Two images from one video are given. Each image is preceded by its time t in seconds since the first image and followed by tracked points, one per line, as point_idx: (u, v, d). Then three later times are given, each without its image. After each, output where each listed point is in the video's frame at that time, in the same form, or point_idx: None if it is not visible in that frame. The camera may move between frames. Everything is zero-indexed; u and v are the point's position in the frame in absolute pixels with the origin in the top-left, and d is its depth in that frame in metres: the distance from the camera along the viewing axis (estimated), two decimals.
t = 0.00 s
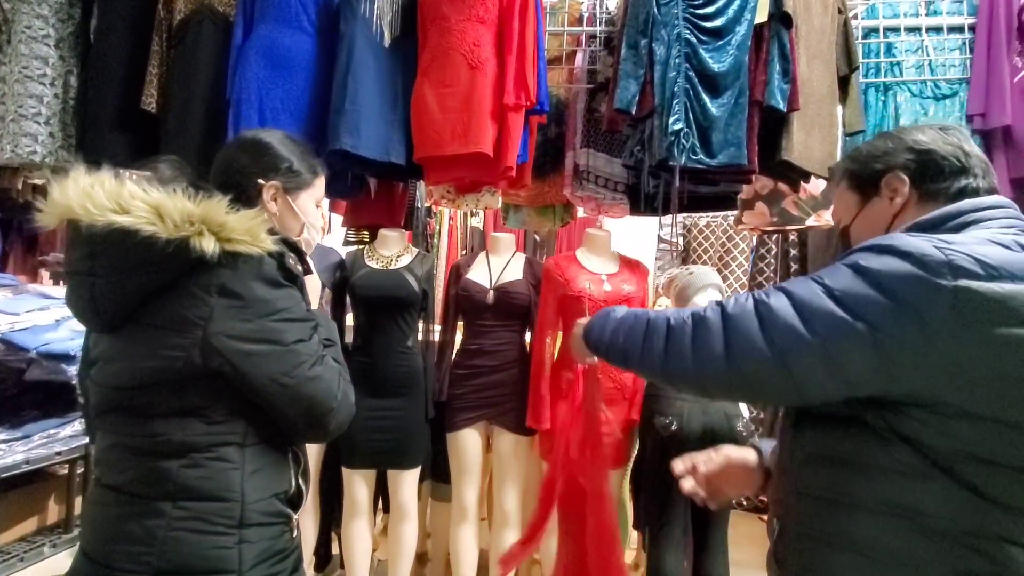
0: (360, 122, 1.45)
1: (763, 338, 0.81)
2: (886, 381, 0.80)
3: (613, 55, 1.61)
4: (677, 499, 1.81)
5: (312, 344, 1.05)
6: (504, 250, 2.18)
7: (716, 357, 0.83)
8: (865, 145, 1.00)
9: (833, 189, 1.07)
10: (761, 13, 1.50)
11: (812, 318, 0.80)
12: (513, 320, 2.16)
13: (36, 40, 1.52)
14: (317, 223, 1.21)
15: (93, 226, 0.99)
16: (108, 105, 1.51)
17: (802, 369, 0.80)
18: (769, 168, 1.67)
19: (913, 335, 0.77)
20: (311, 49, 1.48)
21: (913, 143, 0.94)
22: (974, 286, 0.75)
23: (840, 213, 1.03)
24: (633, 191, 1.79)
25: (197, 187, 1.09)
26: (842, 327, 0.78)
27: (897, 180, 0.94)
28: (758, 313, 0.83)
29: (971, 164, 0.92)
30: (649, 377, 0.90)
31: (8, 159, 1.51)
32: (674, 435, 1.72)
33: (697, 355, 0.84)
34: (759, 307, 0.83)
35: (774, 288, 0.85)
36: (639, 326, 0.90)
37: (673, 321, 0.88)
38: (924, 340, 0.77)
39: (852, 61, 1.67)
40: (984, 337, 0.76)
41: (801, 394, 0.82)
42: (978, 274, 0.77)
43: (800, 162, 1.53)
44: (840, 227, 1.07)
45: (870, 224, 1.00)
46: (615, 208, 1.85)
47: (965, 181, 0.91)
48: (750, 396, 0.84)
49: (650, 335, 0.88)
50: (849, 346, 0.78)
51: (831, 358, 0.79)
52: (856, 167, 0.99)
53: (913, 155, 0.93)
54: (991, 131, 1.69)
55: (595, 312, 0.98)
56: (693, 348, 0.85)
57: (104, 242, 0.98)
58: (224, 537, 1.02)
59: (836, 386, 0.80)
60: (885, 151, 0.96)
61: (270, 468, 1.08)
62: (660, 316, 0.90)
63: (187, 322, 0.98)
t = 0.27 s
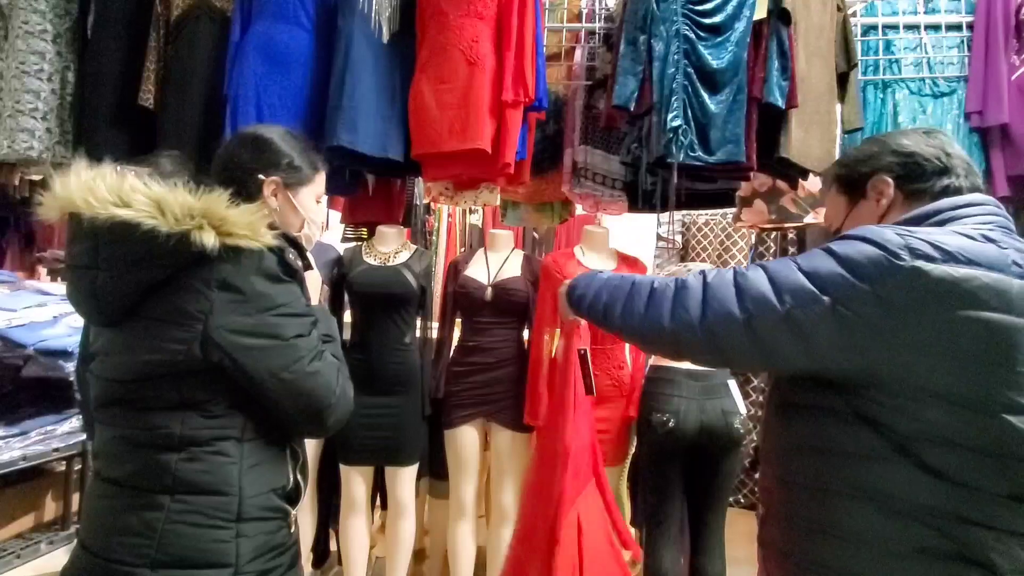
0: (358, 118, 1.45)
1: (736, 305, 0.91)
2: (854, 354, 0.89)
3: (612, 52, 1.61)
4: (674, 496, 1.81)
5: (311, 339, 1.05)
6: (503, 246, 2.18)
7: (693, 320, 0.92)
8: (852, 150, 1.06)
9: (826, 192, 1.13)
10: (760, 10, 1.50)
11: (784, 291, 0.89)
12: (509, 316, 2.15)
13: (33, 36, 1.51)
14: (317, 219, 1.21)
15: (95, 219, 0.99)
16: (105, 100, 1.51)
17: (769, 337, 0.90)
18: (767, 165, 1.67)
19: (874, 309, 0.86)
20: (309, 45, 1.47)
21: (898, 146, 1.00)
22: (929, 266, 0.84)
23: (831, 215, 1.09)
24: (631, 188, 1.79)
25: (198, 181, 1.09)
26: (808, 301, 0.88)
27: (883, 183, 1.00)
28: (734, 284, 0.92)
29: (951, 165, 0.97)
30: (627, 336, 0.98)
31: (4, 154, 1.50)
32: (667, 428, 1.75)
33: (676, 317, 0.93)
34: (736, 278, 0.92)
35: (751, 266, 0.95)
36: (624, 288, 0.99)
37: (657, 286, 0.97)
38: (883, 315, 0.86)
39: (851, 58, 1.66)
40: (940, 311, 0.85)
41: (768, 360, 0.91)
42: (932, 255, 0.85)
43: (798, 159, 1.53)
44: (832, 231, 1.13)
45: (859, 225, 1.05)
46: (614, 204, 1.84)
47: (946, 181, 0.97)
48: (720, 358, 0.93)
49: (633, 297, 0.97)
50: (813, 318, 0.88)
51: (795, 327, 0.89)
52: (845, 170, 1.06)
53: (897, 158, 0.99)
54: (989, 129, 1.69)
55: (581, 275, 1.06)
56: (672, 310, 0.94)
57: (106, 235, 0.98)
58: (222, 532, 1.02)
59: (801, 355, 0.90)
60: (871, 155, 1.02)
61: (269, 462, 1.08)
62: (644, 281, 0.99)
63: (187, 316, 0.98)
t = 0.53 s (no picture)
0: (356, 118, 1.45)
1: (726, 285, 0.91)
2: (838, 348, 0.90)
3: (610, 52, 1.61)
4: (672, 495, 1.82)
5: (311, 340, 1.05)
6: (502, 245, 2.18)
7: (683, 295, 0.92)
8: (857, 151, 1.06)
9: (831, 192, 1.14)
10: (758, 10, 1.50)
11: (773, 276, 0.89)
12: (509, 317, 2.16)
13: (30, 35, 1.51)
14: (319, 219, 1.21)
15: (94, 220, 0.99)
16: (104, 100, 1.51)
17: (754, 322, 0.90)
18: (766, 165, 1.67)
19: (855, 299, 0.87)
20: (307, 45, 1.47)
21: (900, 147, 1.00)
22: (908, 259, 0.85)
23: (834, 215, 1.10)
24: (630, 188, 1.79)
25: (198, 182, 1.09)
26: (796, 288, 0.88)
27: (885, 184, 1.01)
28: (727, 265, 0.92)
29: (954, 167, 0.97)
30: (616, 307, 0.98)
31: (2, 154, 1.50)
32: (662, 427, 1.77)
33: (666, 293, 0.93)
34: (728, 260, 0.92)
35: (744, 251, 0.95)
36: (620, 260, 0.99)
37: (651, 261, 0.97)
38: (863, 307, 0.87)
39: (849, 58, 1.66)
40: (922, 307, 0.85)
41: (751, 344, 0.92)
42: (915, 249, 0.85)
43: (796, 159, 1.53)
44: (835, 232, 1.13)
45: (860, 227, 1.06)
46: (613, 204, 1.84)
47: (948, 182, 0.97)
48: (705, 338, 0.93)
49: (626, 270, 0.97)
50: (798, 304, 0.88)
51: (781, 312, 0.89)
52: (848, 171, 1.06)
53: (899, 158, 0.99)
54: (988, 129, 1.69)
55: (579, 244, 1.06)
56: (664, 285, 0.93)
57: (106, 236, 0.98)
58: (220, 531, 1.02)
59: (786, 343, 0.91)
60: (874, 156, 1.02)
61: (268, 463, 1.08)
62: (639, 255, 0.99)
63: (186, 316, 0.98)
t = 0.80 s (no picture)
0: (357, 118, 1.45)
1: (725, 273, 0.91)
2: (836, 343, 0.90)
3: (610, 52, 1.61)
4: (672, 494, 1.82)
5: (315, 340, 1.05)
6: (501, 245, 2.18)
7: (683, 279, 0.92)
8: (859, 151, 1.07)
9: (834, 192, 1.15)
10: (757, 10, 1.51)
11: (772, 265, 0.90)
12: (509, 316, 2.16)
13: (30, 35, 1.51)
14: (326, 220, 1.22)
15: (101, 220, 1.00)
16: (105, 100, 1.51)
17: (752, 312, 0.90)
18: (765, 165, 1.67)
19: (849, 292, 0.87)
20: (307, 45, 1.48)
21: (902, 147, 1.00)
22: (903, 253, 0.85)
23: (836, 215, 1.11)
24: (629, 188, 1.79)
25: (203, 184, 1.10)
26: (795, 279, 0.88)
27: (885, 184, 1.02)
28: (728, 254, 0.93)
29: (955, 167, 0.98)
30: (616, 288, 0.99)
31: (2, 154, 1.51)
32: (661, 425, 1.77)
33: (667, 276, 0.93)
34: (730, 249, 0.93)
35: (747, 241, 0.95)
36: (624, 242, 1.00)
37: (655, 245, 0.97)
38: (857, 300, 0.87)
39: (848, 58, 1.66)
40: (920, 304, 0.86)
41: (746, 333, 0.92)
42: (910, 244, 0.86)
43: (795, 159, 1.53)
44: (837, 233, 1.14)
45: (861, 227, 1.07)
46: (612, 204, 1.84)
47: (948, 182, 0.97)
48: (701, 324, 0.93)
49: (629, 252, 0.98)
50: (795, 295, 0.88)
51: (778, 301, 0.89)
52: (850, 171, 1.07)
53: (902, 158, 1.00)
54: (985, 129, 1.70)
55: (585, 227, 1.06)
56: (665, 268, 0.94)
57: (112, 236, 0.99)
58: (223, 529, 1.03)
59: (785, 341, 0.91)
60: (876, 156, 1.03)
61: (271, 462, 1.09)
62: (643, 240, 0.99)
63: (190, 316, 0.98)
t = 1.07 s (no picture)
0: (357, 118, 1.46)
1: (734, 258, 0.89)
2: (841, 340, 0.90)
3: (610, 51, 1.61)
4: (674, 493, 1.82)
5: (321, 341, 1.06)
6: (502, 245, 2.18)
7: (690, 262, 0.91)
8: (865, 151, 1.06)
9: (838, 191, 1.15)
10: (756, 9, 1.51)
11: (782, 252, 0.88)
12: (510, 316, 2.16)
13: (31, 36, 1.52)
14: (330, 220, 1.22)
15: (111, 222, 1.00)
16: (107, 101, 1.52)
17: (757, 302, 0.89)
18: (765, 164, 1.67)
19: (855, 284, 0.87)
20: (308, 46, 1.48)
21: (907, 147, 1.00)
22: (913, 246, 0.85)
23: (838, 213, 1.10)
24: (630, 188, 1.75)
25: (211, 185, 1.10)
26: (804, 268, 0.87)
27: (889, 182, 1.01)
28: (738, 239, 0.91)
29: (959, 167, 0.98)
30: (622, 268, 0.97)
31: (4, 155, 1.51)
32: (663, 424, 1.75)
33: (674, 260, 0.91)
34: (739, 236, 0.91)
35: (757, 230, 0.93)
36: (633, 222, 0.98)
37: (664, 227, 0.95)
38: (863, 296, 0.87)
39: (848, 57, 1.67)
40: (925, 301, 0.86)
41: (750, 322, 0.91)
42: (919, 238, 0.86)
43: (795, 158, 1.54)
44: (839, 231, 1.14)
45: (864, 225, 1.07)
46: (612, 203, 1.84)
47: (952, 182, 0.97)
48: (705, 309, 0.92)
49: (638, 233, 0.96)
50: (802, 284, 0.87)
51: (785, 289, 0.88)
52: (854, 170, 1.07)
53: (906, 157, 1.00)
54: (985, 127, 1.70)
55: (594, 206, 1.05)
56: (673, 251, 0.92)
57: (120, 238, 0.99)
58: (230, 528, 1.04)
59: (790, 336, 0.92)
60: (880, 154, 1.03)
61: (277, 461, 1.09)
62: (652, 221, 0.98)
63: (197, 317, 0.99)
